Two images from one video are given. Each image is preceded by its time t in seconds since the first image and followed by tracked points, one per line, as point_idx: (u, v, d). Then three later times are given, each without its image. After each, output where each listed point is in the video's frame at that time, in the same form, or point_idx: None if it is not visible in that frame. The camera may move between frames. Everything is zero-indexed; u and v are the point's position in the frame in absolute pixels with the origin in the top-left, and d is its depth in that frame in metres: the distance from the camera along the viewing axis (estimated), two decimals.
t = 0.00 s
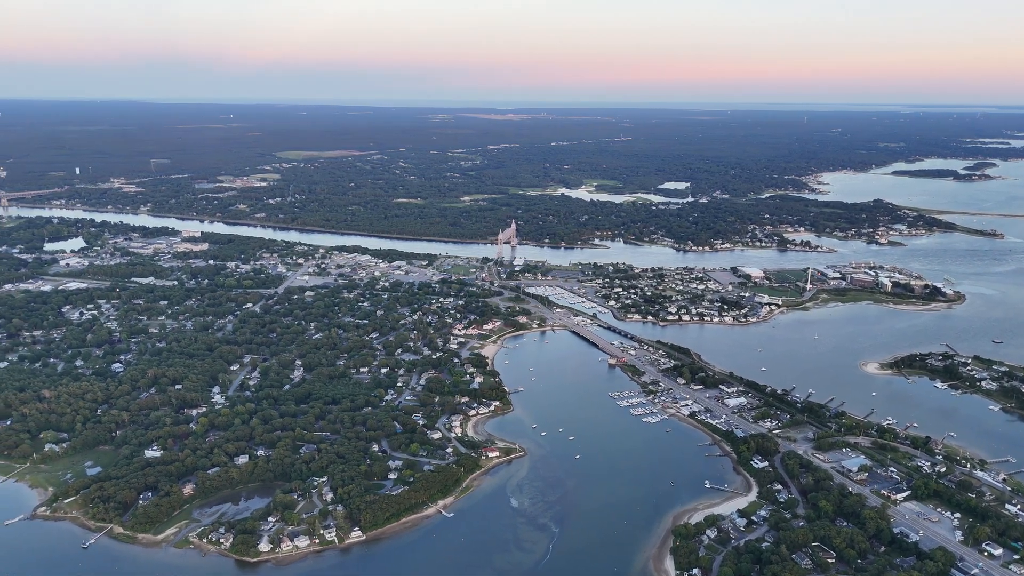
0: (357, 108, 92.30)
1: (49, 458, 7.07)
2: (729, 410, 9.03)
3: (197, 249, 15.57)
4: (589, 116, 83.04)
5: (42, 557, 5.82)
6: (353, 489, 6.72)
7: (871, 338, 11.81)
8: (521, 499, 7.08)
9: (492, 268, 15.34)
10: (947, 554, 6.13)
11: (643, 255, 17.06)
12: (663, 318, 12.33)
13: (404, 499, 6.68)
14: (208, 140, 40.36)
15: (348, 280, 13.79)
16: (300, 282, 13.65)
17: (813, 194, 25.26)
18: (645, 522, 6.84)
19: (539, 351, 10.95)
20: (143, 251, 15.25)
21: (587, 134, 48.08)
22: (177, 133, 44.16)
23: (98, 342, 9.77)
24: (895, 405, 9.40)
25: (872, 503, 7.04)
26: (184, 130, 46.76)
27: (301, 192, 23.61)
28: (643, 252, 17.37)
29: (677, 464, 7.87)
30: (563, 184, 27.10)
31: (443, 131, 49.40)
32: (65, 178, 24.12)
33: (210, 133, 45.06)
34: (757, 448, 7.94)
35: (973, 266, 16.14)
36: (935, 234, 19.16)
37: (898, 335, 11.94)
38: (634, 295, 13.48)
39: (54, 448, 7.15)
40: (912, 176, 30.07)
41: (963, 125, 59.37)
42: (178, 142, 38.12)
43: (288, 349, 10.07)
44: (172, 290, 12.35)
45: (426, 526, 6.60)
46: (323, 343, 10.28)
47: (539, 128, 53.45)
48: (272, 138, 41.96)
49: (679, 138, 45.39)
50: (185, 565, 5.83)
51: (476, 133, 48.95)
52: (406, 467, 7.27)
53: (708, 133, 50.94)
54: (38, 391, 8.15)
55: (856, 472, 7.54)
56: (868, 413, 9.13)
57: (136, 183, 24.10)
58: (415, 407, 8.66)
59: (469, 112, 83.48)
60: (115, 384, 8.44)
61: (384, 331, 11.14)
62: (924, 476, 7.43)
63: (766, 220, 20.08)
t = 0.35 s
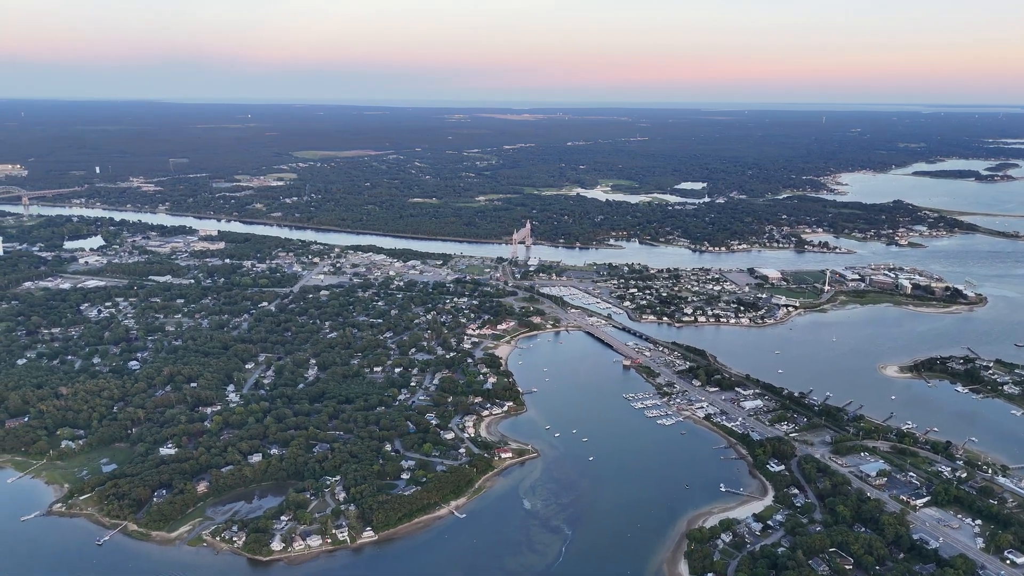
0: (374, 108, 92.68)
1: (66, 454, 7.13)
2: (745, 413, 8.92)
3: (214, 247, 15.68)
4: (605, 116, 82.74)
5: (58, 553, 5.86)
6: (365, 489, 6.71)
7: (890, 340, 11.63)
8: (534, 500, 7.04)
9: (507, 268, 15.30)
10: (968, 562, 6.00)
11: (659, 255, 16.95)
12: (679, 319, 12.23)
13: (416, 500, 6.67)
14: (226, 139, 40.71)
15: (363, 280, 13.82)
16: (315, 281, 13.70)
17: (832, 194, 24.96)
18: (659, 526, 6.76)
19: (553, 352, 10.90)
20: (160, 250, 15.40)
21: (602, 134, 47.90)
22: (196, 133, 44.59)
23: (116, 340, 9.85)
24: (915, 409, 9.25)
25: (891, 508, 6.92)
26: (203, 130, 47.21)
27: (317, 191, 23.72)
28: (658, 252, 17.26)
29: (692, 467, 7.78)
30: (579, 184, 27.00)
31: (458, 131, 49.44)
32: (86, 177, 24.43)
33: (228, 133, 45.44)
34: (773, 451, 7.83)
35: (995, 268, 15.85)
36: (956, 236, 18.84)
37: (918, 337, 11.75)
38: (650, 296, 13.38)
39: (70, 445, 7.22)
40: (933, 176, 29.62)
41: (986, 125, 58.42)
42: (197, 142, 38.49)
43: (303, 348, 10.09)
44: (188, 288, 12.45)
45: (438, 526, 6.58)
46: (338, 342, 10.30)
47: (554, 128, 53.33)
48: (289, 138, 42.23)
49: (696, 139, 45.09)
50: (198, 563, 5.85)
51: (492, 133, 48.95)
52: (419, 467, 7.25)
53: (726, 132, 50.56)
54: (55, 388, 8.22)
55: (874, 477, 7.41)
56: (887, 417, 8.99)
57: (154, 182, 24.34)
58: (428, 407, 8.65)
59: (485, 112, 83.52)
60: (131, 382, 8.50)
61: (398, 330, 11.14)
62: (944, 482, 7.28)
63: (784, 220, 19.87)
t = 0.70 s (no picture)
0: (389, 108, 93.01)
1: (80, 451, 7.18)
2: (760, 415, 8.81)
3: (229, 246, 15.78)
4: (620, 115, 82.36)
5: (70, 550, 5.90)
6: (376, 489, 6.70)
7: (908, 343, 11.45)
8: (545, 502, 6.99)
9: (520, 268, 15.26)
10: (987, 569, 5.89)
11: (673, 256, 16.84)
12: (692, 321, 12.13)
13: (427, 500, 6.65)
14: (243, 139, 40.99)
15: (376, 279, 13.83)
16: (329, 281, 13.74)
17: (849, 195, 24.67)
18: (672, 529, 6.69)
19: (565, 352, 10.84)
20: (176, 248, 15.51)
21: (617, 134, 47.71)
22: (212, 132, 44.98)
23: (130, 338, 9.92)
24: (933, 413, 9.10)
25: (908, 514, 6.80)
26: (219, 130, 47.58)
27: (331, 191, 23.81)
28: (672, 253, 17.14)
29: (705, 470, 7.70)
30: (592, 184, 26.90)
31: (472, 131, 49.44)
32: (104, 176, 24.68)
33: (244, 133, 45.75)
34: (788, 454, 7.73)
35: (1016, 270, 15.58)
36: (976, 237, 18.55)
37: (937, 340, 11.57)
38: (663, 296, 13.29)
39: (84, 442, 7.26)
40: (953, 177, 29.21)
41: (1007, 125, 57.54)
42: (213, 142, 38.82)
43: (315, 347, 10.11)
44: (203, 287, 12.52)
45: (449, 527, 6.55)
46: (350, 342, 10.31)
47: (568, 128, 53.19)
48: (305, 138, 42.45)
49: (711, 139, 44.80)
50: (210, 561, 5.85)
51: (506, 133, 48.93)
52: (430, 468, 7.23)
53: (741, 132, 50.17)
54: (70, 386, 8.29)
55: (891, 482, 7.29)
56: (904, 421, 8.84)
57: (171, 181, 24.55)
58: (439, 407, 8.62)
59: (499, 112, 83.52)
60: (145, 379, 8.56)
61: (411, 329, 11.13)
62: (963, 487, 7.15)
63: (800, 221, 19.67)
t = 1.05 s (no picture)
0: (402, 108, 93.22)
1: (92, 449, 7.21)
2: (773, 418, 8.72)
3: (242, 245, 15.85)
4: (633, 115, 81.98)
5: (81, 548, 5.92)
6: (386, 489, 6.68)
7: (925, 345, 11.29)
8: (556, 504, 6.94)
9: (532, 267, 15.22)
10: None
11: (686, 256, 16.73)
12: (705, 322, 12.02)
13: (437, 501, 6.62)
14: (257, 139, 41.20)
15: (388, 279, 13.83)
16: (341, 280, 13.76)
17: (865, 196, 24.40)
18: (683, 532, 6.63)
19: (577, 353, 10.79)
20: (190, 247, 15.60)
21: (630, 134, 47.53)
22: (227, 132, 45.29)
23: (144, 336, 9.98)
24: (951, 417, 8.95)
25: (924, 519, 6.69)
26: (234, 129, 47.88)
27: (344, 190, 23.87)
28: (685, 253, 17.03)
29: (718, 474, 7.61)
30: (605, 184, 26.80)
31: (485, 131, 49.43)
32: (119, 175, 24.90)
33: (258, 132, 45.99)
34: (802, 458, 7.63)
35: None
36: (994, 238, 18.29)
37: (954, 343, 11.40)
38: (676, 297, 13.19)
39: (97, 440, 7.30)
40: (971, 177, 28.82)
41: None
42: (227, 141, 39.07)
43: (327, 347, 10.13)
44: (216, 286, 12.57)
45: (459, 528, 6.52)
46: (362, 341, 10.31)
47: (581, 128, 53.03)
48: (318, 138, 42.62)
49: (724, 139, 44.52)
50: (220, 560, 5.86)
51: (518, 133, 48.89)
52: (440, 468, 7.20)
53: (755, 132, 49.81)
54: (83, 383, 8.35)
55: (907, 486, 7.18)
56: (921, 424, 8.71)
57: (186, 180, 24.72)
58: (450, 407, 8.60)
59: (512, 113, 83.41)
60: (158, 377, 8.60)
61: (422, 329, 11.12)
62: (981, 493, 7.03)
63: (815, 222, 19.48)
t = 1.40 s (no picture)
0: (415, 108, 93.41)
1: (104, 447, 7.25)
2: (786, 421, 8.62)
3: (255, 245, 15.92)
4: (647, 114, 81.55)
5: (92, 546, 5.94)
6: (396, 489, 6.66)
7: (942, 348, 11.12)
8: (566, 506, 6.89)
9: (543, 267, 15.18)
10: None
11: (699, 257, 16.61)
12: (718, 323, 11.92)
13: (446, 502, 6.59)
14: (271, 139, 41.40)
15: (399, 278, 13.84)
16: (353, 279, 13.78)
17: (881, 196, 24.13)
18: (695, 536, 6.55)
19: (588, 354, 10.72)
20: (203, 246, 15.69)
21: (644, 134, 47.31)
22: (242, 132, 45.59)
23: (157, 334, 10.03)
24: (969, 421, 8.80)
25: (941, 525, 6.57)
26: (249, 130, 48.18)
27: (356, 190, 23.92)
28: (698, 254, 16.91)
29: (731, 477, 7.53)
30: (618, 184, 26.69)
31: (498, 131, 49.38)
32: (135, 175, 25.11)
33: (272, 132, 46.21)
34: (816, 461, 7.54)
35: None
36: (1013, 240, 18.01)
37: (972, 345, 11.23)
38: (689, 298, 13.09)
39: (109, 438, 7.34)
40: (989, 178, 28.42)
41: None
42: (242, 141, 39.32)
43: (338, 346, 10.13)
44: (229, 285, 12.62)
45: (468, 530, 6.49)
46: (373, 340, 10.31)
47: (594, 128, 52.85)
48: (332, 138, 42.78)
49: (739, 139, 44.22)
50: (229, 559, 5.86)
51: (531, 133, 48.78)
52: (450, 469, 7.17)
53: (770, 132, 49.41)
54: (96, 381, 8.40)
55: (924, 491, 7.06)
56: (938, 429, 8.57)
57: (200, 180, 24.89)
58: (461, 407, 8.57)
59: (526, 112, 83.33)
60: (170, 376, 8.64)
61: (433, 329, 11.10)
62: (999, 499, 6.89)
63: (830, 223, 19.29)
